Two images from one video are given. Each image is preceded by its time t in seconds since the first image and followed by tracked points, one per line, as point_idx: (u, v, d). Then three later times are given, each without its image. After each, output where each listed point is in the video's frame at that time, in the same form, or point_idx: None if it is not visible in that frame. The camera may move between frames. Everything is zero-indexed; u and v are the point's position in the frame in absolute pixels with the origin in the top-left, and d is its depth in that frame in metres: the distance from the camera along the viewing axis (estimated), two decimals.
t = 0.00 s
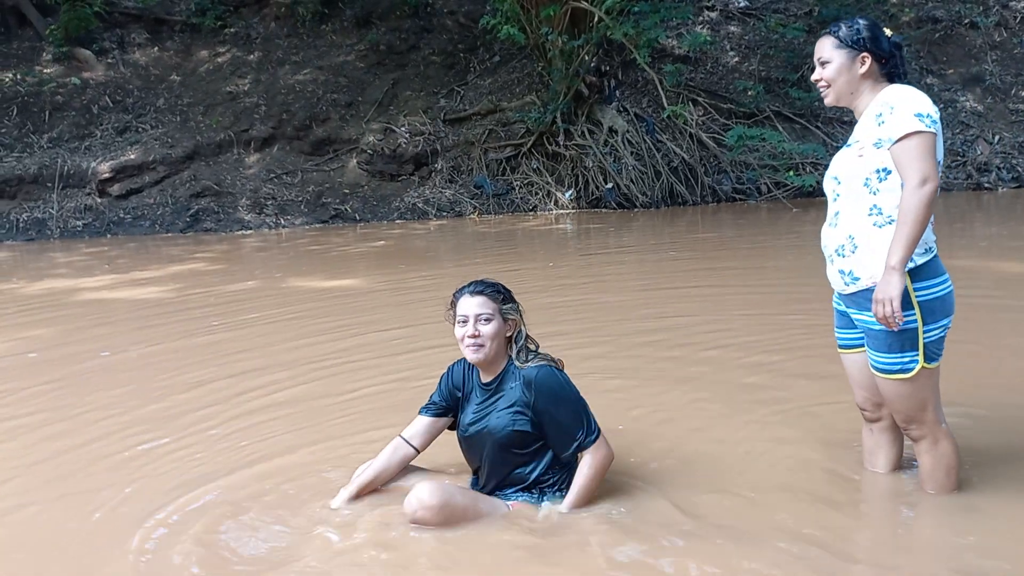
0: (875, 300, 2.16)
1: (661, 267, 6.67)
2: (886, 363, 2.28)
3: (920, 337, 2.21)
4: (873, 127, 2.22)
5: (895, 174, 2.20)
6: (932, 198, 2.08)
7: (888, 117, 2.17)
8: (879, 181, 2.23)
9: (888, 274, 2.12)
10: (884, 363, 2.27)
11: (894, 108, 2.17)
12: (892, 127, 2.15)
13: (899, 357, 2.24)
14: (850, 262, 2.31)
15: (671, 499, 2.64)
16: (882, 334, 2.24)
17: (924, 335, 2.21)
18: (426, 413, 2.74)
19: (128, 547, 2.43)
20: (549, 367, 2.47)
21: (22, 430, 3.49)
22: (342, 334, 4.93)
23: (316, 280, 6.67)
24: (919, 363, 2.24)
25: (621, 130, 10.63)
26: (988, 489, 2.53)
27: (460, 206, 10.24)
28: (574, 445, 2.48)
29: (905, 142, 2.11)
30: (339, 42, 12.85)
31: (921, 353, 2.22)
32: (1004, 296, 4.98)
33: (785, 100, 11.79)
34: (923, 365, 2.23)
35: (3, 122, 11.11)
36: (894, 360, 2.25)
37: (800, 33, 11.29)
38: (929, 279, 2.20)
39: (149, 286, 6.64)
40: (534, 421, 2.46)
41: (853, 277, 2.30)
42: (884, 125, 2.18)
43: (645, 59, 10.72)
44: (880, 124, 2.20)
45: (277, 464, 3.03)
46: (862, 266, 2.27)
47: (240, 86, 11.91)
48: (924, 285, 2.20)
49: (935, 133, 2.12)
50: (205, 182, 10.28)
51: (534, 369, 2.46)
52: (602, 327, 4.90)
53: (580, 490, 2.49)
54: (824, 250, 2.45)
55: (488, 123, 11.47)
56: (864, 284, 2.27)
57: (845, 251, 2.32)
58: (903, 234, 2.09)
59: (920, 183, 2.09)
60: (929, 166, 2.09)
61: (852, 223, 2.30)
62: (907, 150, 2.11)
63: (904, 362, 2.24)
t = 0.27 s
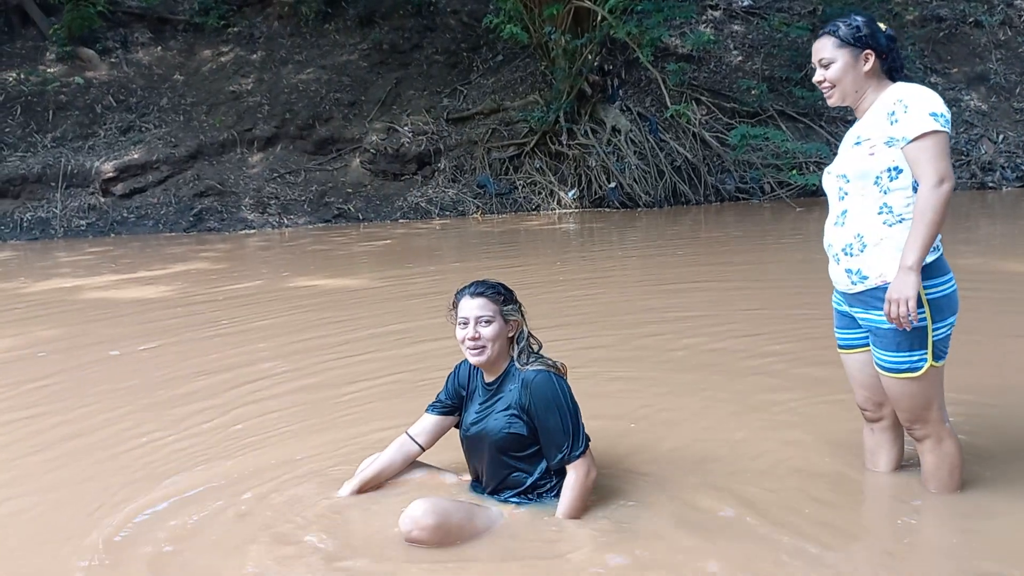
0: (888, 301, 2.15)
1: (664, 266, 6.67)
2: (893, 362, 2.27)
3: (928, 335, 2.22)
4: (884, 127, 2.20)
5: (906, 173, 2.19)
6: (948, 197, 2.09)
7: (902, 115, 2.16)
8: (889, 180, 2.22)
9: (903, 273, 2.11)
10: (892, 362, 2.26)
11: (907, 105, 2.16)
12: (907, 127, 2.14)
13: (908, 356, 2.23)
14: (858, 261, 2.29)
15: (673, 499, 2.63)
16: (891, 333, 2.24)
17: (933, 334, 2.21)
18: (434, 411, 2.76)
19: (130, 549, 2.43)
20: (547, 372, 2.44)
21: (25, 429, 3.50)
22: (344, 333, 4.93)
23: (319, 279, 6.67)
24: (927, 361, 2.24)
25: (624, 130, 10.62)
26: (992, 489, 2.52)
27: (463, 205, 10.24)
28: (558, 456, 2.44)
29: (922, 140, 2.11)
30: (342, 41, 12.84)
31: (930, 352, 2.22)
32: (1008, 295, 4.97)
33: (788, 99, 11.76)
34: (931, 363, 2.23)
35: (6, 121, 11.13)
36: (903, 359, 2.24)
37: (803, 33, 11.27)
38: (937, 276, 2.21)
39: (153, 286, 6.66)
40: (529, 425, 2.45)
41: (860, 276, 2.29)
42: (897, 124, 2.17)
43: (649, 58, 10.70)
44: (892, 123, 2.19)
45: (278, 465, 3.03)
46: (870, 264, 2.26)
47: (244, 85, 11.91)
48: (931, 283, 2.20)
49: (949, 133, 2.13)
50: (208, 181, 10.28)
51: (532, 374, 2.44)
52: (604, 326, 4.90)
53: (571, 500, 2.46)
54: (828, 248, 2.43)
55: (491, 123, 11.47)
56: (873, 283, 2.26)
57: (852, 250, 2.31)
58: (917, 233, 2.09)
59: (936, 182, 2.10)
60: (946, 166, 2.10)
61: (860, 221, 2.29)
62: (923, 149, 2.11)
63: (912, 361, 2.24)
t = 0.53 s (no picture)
0: (907, 310, 2.16)
1: (666, 266, 6.68)
2: (895, 362, 2.28)
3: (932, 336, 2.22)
4: (896, 132, 2.20)
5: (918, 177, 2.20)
6: (962, 204, 2.12)
7: (917, 122, 2.16)
8: (900, 184, 2.23)
9: (923, 282, 2.13)
10: (894, 362, 2.27)
11: (921, 111, 2.16)
12: (921, 134, 2.15)
13: (910, 355, 2.24)
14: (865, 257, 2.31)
15: (674, 500, 2.63)
16: (894, 332, 2.25)
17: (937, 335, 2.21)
18: (437, 413, 2.78)
19: (132, 547, 2.44)
20: (545, 379, 2.42)
21: (29, 426, 3.52)
22: (347, 333, 4.95)
23: (322, 279, 6.69)
24: (930, 361, 2.24)
25: (627, 130, 10.62)
26: (992, 490, 2.52)
27: (466, 205, 10.25)
28: (548, 464, 2.44)
29: (937, 148, 2.11)
30: (345, 41, 12.86)
31: (932, 353, 2.23)
32: (1010, 296, 4.97)
33: (791, 99, 11.76)
34: (934, 364, 2.24)
35: (11, 121, 11.17)
36: (906, 359, 2.25)
37: (806, 33, 11.27)
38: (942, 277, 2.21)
39: (156, 285, 6.68)
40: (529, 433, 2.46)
41: (866, 273, 2.31)
42: (910, 129, 2.17)
43: (651, 58, 10.71)
44: (906, 128, 2.18)
45: (280, 464, 3.03)
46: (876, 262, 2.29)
47: (247, 85, 11.94)
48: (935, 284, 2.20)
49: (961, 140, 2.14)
50: (212, 181, 10.30)
51: (532, 382, 2.43)
52: (606, 326, 4.91)
53: (557, 505, 2.46)
54: (833, 244, 2.45)
55: (493, 123, 11.48)
56: (878, 281, 2.28)
57: (859, 248, 2.33)
58: (934, 242, 2.11)
59: (951, 190, 2.11)
60: (959, 174, 2.11)
61: (869, 222, 2.30)
62: (937, 157, 2.12)
63: (915, 361, 2.24)
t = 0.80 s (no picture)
0: (923, 318, 2.17)
1: (670, 266, 6.68)
2: (902, 361, 2.27)
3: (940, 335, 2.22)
4: (914, 138, 2.19)
5: (931, 185, 2.22)
6: (978, 215, 2.15)
7: (937, 130, 2.15)
8: (914, 190, 2.24)
9: (941, 292, 2.14)
10: (901, 361, 2.27)
11: (942, 118, 2.15)
12: (941, 142, 2.14)
13: (918, 355, 2.23)
14: (874, 257, 2.31)
15: (677, 499, 2.63)
16: (902, 331, 2.25)
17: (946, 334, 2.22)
18: (443, 416, 2.79)
19: (139, 546, 2.44)
20: (543, 375, 2.41)
21: (34, 426, 3.53)
22: (351, 333, 4.95)
23: (326, 278, 6.70)
24: (936, 361, 2.24)
25: (631, 129, 10.61)
26: (996, 490, 2.51)
27: (470, 205, 10.25)
28: (554, 461, 2.43)
29: (957, 159, 2.12)
30: (349, 41, 12.87)
31: (940, 352, 2.22)
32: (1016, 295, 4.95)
33: (796, 99, 11.73)
34: (941, 363, 2.23)
35: (16, 121, 11.21)
36: (911, 358, 2.25)
37: (811, 32, 11.25)
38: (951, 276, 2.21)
39: (161, 285, 6.70)
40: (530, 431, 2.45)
41: (874, 272, 2.30)
42: (929, 138, 2.17)
43: (656, 57, 10.70)
44: (925, 136, 2.18)
45: (284, 463, 3.03)
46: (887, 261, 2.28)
47: (251, 85, 11.95)
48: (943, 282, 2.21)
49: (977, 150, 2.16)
50: (216, 181, 10.31)
51: (529, 377, 2.42)
52: (610, 326, 4.91)
53: (560, 504, 2.48)
54: (838, 244, 2.44)
55: (497, 122, 11.47)
56: (888, 280, 2.27)
57: (870, 247, 2.32)
58: (952, 253, 2.13)
59: (968, 200, 2.14)
60: (975, 183, 2.14)
61: (879, 220, 2.30)
62: (955, 167, 2.13)
63: (922, 360, 2.24)
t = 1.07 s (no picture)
0: (939, 319, 2.19)
1: (674, 266, 6.67)
2: (909, 360, 2.27)
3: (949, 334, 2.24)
4: (927, 140, 2.19)
5: (942, 186, 2.23)
6: (991, 215, 2.17)
7: (950, 133, 2.15)
8: (925, 192, 2.24)
9: (956, 293, 2.16)
10: (908, 359, 2.27)
11: (955, 121, 2.15)
12: (954, 145, 2.15)
13: (926, 354, 2.24)
14: (885, 254, 2.31)
15: (681, 499, 2.63)
16: (910, 329, 2.25)
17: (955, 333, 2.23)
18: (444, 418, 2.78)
19: (142, 545, 2.44)
20: (538, 377, 2.40)
21: (40, 425, 3.54)
22: (356, 332, 4.96)
23: (331, 278, 6.71)
24: (943, 360, 2.25)
25: (636, 129, 10.61)
26: (1000, 491, 2.51)
27: (475, 205, 10.26)
28: (555, 461, 2.42)
29: (970, 161, 2.13)
30: (354, 41, 12.89)
31: (947, 351, 2.23)
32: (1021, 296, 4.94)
33: (801, 99, 11.72)
34: (947, 362, 2.24)
35: (22, 121, 11.24)
36: (919, 356, 2.25)
37: (816, 32, 11.23)
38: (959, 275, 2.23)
39: (166, 284, 6.71)
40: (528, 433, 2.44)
41: (885, 269, 2.30)
42: (942, 140, 2.17)
43: (660, 57, 10.69)
44: (937, 138, 2.18)
45: (288, 462, 3.03)
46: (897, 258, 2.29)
47: (256, 85, 11.98)
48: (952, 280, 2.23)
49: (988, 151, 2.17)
50: (221, 181, 10.33)
51: (525, 381, 2.40)
52: (614, 326, 4.91)
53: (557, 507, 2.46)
54: (845, 243, 2.43)
55: (502, 122, 11.47)
56: (899, 277, 2.28)
57: (880, 245, 2.32)
58: (965, 254, 2.16)
59: (981, 201, 2.16)
60: (987, 184, 2.16)
61: (890, 220, 2.29)
62: (969, 169, 2.15)
63: (930, 359, 2.24)
